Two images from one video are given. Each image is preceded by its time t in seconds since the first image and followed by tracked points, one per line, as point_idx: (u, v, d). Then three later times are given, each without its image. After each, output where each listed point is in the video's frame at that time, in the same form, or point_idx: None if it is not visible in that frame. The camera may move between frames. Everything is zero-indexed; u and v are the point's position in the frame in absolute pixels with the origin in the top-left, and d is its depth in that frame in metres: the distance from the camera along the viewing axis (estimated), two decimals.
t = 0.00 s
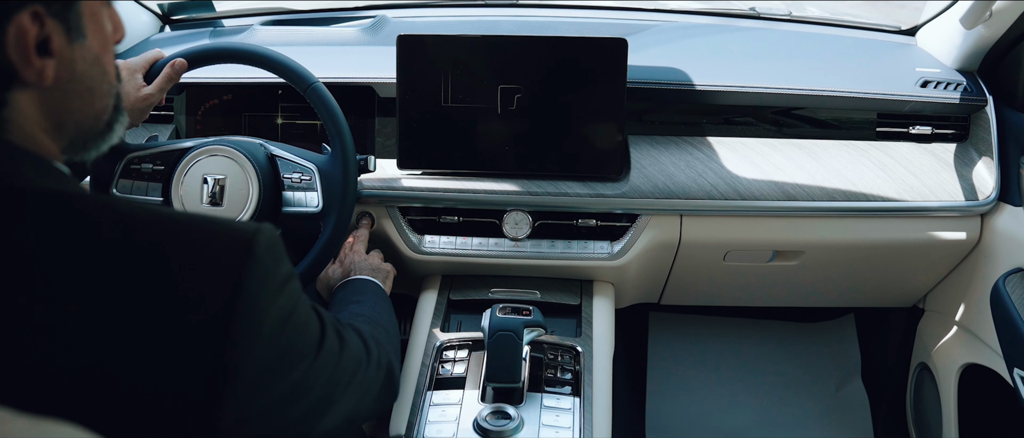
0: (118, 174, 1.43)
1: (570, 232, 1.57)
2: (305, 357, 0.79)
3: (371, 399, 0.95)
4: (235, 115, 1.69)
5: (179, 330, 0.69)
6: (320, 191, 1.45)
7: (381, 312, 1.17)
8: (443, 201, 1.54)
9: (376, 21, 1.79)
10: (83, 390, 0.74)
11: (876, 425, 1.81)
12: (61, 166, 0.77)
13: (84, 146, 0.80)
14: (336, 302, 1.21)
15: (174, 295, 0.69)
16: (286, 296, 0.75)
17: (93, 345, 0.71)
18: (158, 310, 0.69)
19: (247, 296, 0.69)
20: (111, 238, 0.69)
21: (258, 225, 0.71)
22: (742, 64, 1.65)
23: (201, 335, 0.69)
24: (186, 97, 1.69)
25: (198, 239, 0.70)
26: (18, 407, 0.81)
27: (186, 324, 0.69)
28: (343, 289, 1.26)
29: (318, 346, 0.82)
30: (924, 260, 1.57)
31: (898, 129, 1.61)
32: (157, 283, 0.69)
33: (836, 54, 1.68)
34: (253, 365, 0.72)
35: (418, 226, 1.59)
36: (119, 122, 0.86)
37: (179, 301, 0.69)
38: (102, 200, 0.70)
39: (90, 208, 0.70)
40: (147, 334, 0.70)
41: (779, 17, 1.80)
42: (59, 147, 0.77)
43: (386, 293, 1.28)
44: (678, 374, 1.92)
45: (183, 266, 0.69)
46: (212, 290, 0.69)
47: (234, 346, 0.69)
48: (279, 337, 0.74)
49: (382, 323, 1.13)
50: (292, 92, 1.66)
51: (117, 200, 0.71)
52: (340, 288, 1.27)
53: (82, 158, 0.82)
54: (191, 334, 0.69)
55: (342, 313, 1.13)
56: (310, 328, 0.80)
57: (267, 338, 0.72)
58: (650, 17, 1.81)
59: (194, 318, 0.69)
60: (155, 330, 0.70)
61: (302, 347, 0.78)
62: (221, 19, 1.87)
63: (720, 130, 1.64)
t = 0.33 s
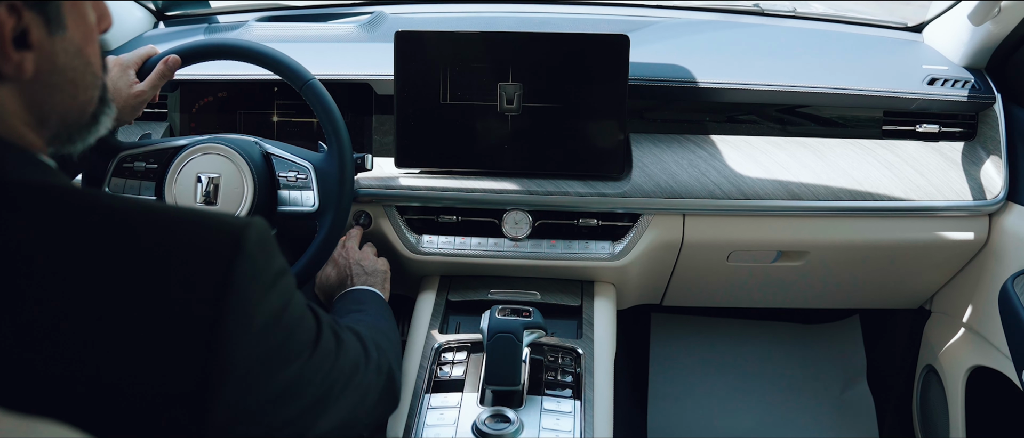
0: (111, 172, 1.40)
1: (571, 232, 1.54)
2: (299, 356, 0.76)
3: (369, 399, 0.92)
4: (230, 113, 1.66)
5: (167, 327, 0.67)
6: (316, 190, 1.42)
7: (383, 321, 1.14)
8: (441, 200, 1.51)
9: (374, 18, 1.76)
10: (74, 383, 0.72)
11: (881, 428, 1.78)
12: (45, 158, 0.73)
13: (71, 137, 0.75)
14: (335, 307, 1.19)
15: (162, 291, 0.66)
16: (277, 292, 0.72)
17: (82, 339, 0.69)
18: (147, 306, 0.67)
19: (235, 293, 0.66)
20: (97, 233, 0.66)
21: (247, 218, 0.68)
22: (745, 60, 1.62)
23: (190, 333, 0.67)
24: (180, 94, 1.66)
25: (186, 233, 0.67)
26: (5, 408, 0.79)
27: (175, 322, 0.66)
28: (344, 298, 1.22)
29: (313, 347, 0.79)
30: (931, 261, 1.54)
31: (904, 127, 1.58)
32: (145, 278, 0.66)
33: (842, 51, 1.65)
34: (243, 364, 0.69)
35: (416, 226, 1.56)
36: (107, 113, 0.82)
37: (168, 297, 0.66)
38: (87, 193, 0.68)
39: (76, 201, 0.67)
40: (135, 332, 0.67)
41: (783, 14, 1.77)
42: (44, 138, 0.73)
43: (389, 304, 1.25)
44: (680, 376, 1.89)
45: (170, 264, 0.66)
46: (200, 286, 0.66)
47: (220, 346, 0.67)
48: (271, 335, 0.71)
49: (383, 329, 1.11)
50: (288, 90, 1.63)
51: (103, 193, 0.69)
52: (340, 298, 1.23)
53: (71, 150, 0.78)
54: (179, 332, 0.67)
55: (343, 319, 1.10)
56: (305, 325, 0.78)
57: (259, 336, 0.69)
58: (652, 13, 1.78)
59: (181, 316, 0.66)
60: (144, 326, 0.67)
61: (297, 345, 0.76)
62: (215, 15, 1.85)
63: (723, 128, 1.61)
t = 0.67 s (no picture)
0: (107, 173, 1.38)
1: (574, 233, 1.52)
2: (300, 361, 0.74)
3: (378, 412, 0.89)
4: (227, 111, 1.63)
5: (160, 334, 0.64)
6: (315, 188, 1.39)
7: (390, 341, 1.11)
8: (442, 200, 1.48)
9: (374, 14, 1.73)
10: (69, 394, 0.69)
11: (889, 431, 1.76)
12: (36, 154, 0.71)
13: (63, 132, 0.73)
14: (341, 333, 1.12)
15: (155, 296, 0.64)
16: (275, 295, 0.69)
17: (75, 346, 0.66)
18: (140, 312, 0.64)
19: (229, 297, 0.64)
20: (88, 235, 0.64)
21: (242, 218, 0.66)
22: (751, 58, 1.59)
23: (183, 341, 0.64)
24: (175, 92, 1.63)
25: (178, 233, 0.64)
26: None
27: (167, 329, 0.64)
28: (344, 312, 1.17)
29: (314, 354, 0.77)
30: (940, 261, 1.52)
31: (913, 126, 1.56)
32: (138, 282, 0.64)
33: (849, 48, 1.62)
34: (240, 373, 0.66)
35: (416, 226, 1.54)
36: (101, 108, 0.79)
37: (160, 302, 0.63)
38: (80, 194, 0.65)
39: (68, 201, 0.65)
40: (127, 338, 0.65)
41: (789, 11, 1.74)
42: (34, 135, 0.71)
43: (388, 320, 1.21)
44: (684, 379, 1.87)
45: (161, 267, 0.63)
46: (193, 290, 0.63)
47: (214, 355, 0.63)
48: (270, 341, 0.68)
49: (386, 345, 1.08)
50: (286, 88, 1.60)
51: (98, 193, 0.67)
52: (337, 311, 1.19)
53: (63, 145, 0.75)
54: (172, 340, 0.64)
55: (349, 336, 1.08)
56: (305, 330, 0.75)
57: (256, 342, 0.67)
58: (656, 10, 1.75)
59: (175, 323, 0.63)
60: (137, 334, 0.65)
61: (296, 351, 0.73)
62: (212, 12, 1.82)
63: (727, 127, 1.59)
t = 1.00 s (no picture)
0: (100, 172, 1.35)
1: (576, 233, 1.49)
2: (303, 366, 0.71)
3: (383, 417, 0.87)
4: (223, 109, 1.60)
5: (150, 339, 0.61)
6: (313, 186, 1.37)
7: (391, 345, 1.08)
8: (442, 199, 1.45)
9: (373, 10, 1.71)
10: (55, 400, 0.66)
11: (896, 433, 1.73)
12: (27, 150, 0.66)
13: (55, 128, 0.67)
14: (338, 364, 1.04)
15: (144, 298, 0.61)
16: (271, 296, 0.67)
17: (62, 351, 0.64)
18: (130, 315, 0.62)
19: (219, 298, 0.61)
20: (74, 235, 0.62)
21: (233, 217, 0.64)
22: (757, 54, 1.57)
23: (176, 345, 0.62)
24: (171, 89, 1.60)
25: (167, 232, 0.62)
26: None
27: (157, 334, 0.61)
28: (348, 319, 1.11)
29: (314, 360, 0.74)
30: (948, 261, 1.49)
31: (922, 123, 1.53)
32: (127, 283, 0.61)
33: (856, 44, 1.60)
34: (235, 378, 0.63)
35: (416, 226, 1.51)
36: (92, 104, 0.74)
37: (149, 306, 0.61)
38: (67, 190, 0.63)
39: (56, 199, 0.63)
40: (115, 343, 0.62)
41: (795, 7, 1.72)
42: (26, 130, 0.65)
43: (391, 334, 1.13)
44: (688, 381, 1.84)
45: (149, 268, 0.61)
46: (184, 292, 0.61)
47: (207, 358, 0.61)
48: (266, 344, 0.66)
49: (388, 349, 1.05)
50: (283, 85, 1.58)
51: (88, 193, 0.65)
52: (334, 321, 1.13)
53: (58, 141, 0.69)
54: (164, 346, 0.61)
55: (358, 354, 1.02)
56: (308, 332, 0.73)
57: (252, 346, 0.64)
58: (660, 6, 1.73)
59: (165, 325, 0.61)
60: (126, 337, 0.62)
61: (300, 354, 0.71)
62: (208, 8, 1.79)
63: (733, 125, 1.56)
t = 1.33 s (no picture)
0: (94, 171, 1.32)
1: (579, 233, 1.46)
2: (302, 374, 0.68)
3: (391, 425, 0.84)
4: (219, 106, 1.57)
5: (139, 344, 0.59)
6: (311, 185, 1.34)
7: (392, 349, 1.05)
8: (442, 198, 1.43)
9: (372, 6, 1.68)
10: (41, 410, 0.64)
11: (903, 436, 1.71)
12: (15, 146, 0.63)
13: (46, 126, 0.64)
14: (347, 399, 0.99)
15: (133, 303, 0.59)
16: (267, 301, 0.64)
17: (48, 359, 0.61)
18: (117, 321, 0.59)
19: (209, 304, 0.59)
20: (61, 239, 0.59)
21: (223, 218, 0.61)
22: (762, 51, 1.54)
23: (167, 353, 0.59)
24: (167, 87, 1.58)
25: (155, 236, 0.59)
26: None
27: (148, 339, 0.59)
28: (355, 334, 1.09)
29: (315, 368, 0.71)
30: (958, 262, 1.47)
31: (930, 122, 1.51)
32: (115, 287, 0.59)
33: (864, 41, 1.57)
34: (229, 386, 0.61)
35: (416, 226, 1.48)
36: (84, 101, 0.71)
37: (139, 313, 0.58)
38: (52, 189, 0.60)
39: (42, 200, 0.60)
40: (105, 351, 0.60)
41: (801, 3, 1.69)
42: (15, 128, 0.62)
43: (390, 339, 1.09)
44: (692, 382, 1.82)
45: (139, 273, 0.59)
46: (174, 297, 0.58)
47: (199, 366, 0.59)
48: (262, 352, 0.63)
49: (389, 354, 1.03)
50: (281, 82, 1.55)
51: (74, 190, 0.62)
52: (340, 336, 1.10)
53: (47, 140, 0.66)
54: (155, 351, 0.59)
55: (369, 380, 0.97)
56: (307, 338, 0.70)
57: (246, 354, 0.61)
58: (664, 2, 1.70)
59: (156, 332, 0.58)
60: (115, 346, 0.59)
61: (299, 362, 0.68)
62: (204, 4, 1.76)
63: (738, 123, 1.53)
